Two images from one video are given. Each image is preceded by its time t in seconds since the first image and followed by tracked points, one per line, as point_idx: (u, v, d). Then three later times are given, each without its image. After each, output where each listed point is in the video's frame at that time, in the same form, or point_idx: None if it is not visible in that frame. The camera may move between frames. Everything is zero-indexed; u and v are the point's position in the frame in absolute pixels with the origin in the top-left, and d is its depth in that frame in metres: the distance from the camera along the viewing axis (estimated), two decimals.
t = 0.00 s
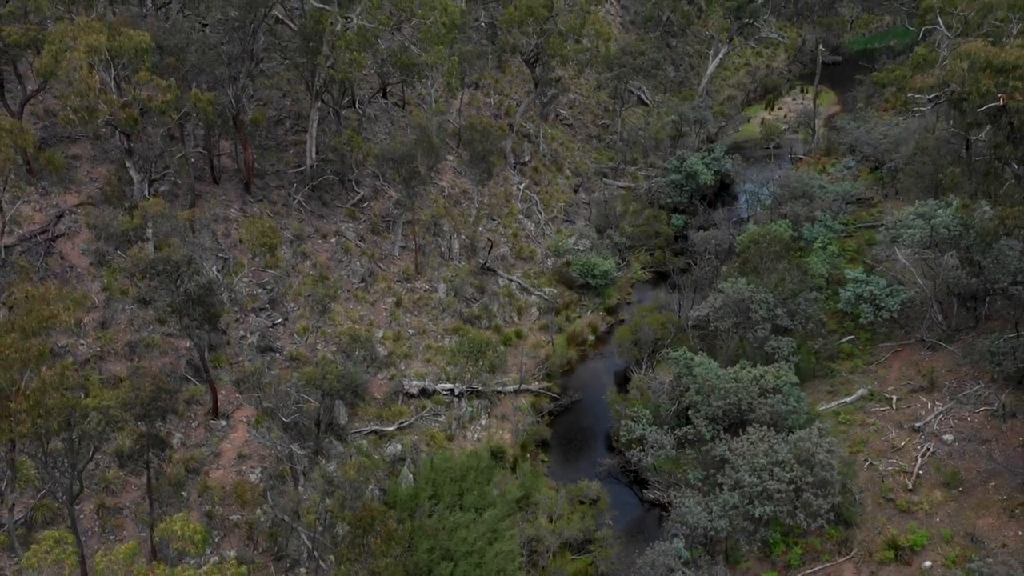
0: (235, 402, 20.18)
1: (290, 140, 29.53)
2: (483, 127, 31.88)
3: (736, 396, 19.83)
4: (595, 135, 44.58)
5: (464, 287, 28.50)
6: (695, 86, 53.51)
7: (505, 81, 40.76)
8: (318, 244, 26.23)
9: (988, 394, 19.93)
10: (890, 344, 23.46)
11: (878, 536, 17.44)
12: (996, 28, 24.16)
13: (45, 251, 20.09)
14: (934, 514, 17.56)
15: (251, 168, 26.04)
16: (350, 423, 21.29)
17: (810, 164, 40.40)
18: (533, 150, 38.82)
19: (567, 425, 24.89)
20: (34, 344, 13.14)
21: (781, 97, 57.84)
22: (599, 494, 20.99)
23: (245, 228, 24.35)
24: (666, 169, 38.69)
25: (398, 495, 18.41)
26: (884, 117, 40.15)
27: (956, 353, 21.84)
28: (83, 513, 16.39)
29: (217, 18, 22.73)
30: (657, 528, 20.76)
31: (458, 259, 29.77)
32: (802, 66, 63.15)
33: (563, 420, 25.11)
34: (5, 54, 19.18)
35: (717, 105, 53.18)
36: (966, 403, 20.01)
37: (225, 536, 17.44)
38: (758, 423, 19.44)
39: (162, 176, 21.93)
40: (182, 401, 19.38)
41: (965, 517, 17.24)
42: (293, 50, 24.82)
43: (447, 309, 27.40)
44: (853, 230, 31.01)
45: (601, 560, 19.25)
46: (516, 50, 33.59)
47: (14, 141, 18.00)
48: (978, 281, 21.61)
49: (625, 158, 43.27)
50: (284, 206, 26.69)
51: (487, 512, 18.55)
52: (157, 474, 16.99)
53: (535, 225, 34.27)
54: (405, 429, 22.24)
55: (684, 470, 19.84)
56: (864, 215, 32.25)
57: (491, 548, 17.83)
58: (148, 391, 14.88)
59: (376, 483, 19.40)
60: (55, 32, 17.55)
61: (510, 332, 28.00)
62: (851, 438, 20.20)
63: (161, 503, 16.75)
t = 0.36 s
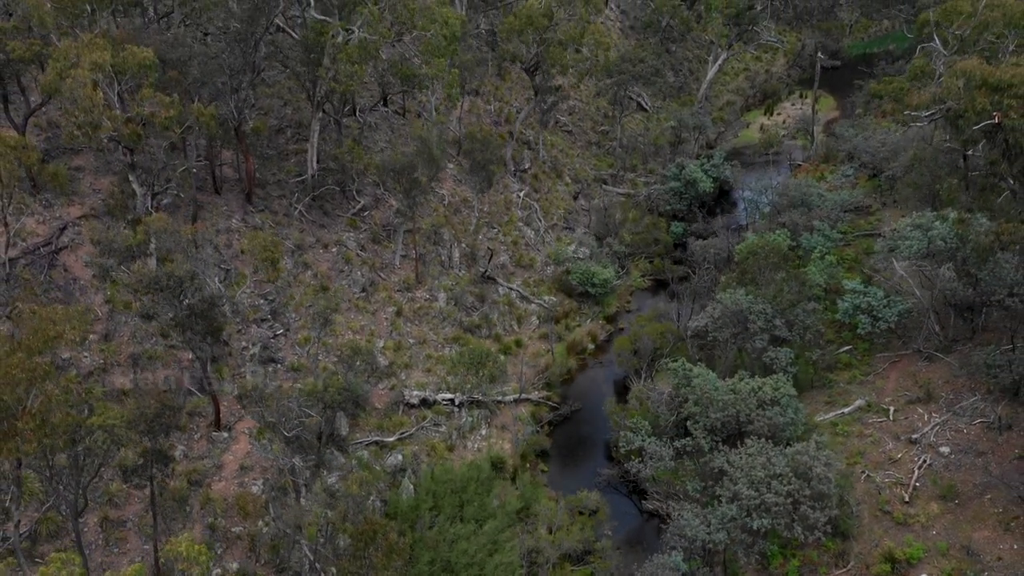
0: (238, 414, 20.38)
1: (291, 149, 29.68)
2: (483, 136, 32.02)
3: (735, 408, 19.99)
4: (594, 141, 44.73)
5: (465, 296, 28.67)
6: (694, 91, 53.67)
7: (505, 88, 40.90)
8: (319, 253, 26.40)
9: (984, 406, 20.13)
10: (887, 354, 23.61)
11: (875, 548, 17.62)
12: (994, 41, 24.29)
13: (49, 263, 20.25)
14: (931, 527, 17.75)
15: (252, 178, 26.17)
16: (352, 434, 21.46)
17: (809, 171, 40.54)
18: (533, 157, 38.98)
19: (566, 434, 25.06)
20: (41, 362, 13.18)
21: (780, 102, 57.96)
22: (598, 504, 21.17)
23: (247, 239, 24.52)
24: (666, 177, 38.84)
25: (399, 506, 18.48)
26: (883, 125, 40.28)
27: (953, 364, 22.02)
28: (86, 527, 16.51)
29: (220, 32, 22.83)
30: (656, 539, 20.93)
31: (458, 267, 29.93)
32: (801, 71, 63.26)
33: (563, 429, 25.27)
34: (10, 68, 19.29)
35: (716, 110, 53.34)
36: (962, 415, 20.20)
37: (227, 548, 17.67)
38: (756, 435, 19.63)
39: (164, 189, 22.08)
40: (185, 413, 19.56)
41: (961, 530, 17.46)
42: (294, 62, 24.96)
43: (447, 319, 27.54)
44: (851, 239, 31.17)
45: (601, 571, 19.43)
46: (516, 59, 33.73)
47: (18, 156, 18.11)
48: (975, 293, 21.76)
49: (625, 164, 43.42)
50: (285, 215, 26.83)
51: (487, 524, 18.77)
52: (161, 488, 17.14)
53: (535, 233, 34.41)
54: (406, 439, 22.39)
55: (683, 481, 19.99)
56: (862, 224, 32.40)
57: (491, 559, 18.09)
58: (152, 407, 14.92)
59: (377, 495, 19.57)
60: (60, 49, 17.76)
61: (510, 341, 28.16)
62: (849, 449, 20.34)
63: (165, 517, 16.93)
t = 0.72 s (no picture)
0: (240, 426, 20.59)
1: (292, 158, 29.84)
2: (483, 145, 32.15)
3: (733, 420, 20.14)
4: (594, 148, 44.89)
5: (465, 305, 28.83)
6: (694, 97, 53.81)
7: (505, 94, 41.04)
8: (321, 263, 26.58)
9: (981, 419, 20.31)
10: (884, 365, 23.80)
11: (872, 561, 17.82)
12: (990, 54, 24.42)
13: (52, 276, 20.44)
14: (927, 539, 17.94)
15: (254, 189, 26.32)
16: (353, 445, 21.63)
17: (808, 178, 40.64)
18: (533, 164, 39.14)
19: (566, 443, 25.22)
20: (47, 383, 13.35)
21: (779, 106, 58.09)
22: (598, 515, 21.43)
23: (249, 251, 24.71)
24: (665, 184, 38.98)
25: (400, 518, 18.93)
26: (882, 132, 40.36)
27: (950, 375, 22.20)
28: (90, 540, 16.68)
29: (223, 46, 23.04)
30: (655, 549, 21.09)
31: (458, 276, 30.08)
32: (800, 75, 63.48)
33: (563, 439, 25.41)
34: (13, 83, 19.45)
35: (716, 115, 53.48)
36: (959, 427, 20.37)
37: (230, 560, 17.75)
38: (754, 447, 19.79)
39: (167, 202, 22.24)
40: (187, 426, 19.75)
41: (957, 542, 17.65)
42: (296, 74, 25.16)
43: (448, 328, 27.69)
44: (849, 247, 31.30)
45: None
46: (516, 67, 33.86)
47: (22, 173, 18.30)
48: (972, 305, 21.91)
49: (624, 171, 43.55)
50: (286, 226, 26.99)
51: (487, 536, 19.07)
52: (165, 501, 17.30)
53: (535, 241, 34.56)
54: (407, 450, 22.54)
55: (682, 493, 20.14)
56: (861, 232, 32.51)
57: (491, 571, 18.31)
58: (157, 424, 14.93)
59: (379, 506, 19.75)
60: (63, 65, 17.88)
61: (510, 350, 28.32)
62: (847, 461, 20.51)
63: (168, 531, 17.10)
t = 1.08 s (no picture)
0: (242, 440, 20.92)
1: (294, 169, 30.00)
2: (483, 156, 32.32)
3: (732, 434, 20.30)
4: (594, 155, 45.08)
5: (465, 316, 29.02)
6: (693, 103, 54.02)
7: (505, 103, 41.23)
8: (322, 275, 26.79)
9: (977, 433, 20.53)
10: (882, 377, 23.97)
11: None
12: (987, 68, 24.54)
13: (56, 291, 20.72)
14: (924, 554, 18.13)
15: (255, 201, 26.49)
16: (354, 458, 21.80)
17: (807, 186, 40.76)
18: (533, 173, 39.34)
19: (566, 454, 25.41)
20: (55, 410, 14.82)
21: (778, 113, 58.27)
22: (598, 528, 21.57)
23: (251, 264, 24.93)
24: (664, 193, 39.16)
25: (401, 530, 19.44)
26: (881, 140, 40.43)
27: (947, 389, 22.41)
28: (95, 556, 16.90)
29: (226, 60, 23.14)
30: (654, 562, 21.25)
31: (459, 286, 30.28)
32: (800, 81, 63.67)
33: (563, 450, 25.55)
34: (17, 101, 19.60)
35: (715, 122, 53.67)
36: (955, 440, 20.56)
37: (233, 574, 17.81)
38: (752, 461, 19.99)
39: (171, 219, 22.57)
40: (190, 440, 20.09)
41: (953, 557, 17.84)
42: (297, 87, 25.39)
43: (448, 338, 27.88)
44: (847, 257, 31.46)
45: None
46: (516, 77, 34.02)
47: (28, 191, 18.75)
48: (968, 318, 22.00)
49: (624, 179, 43.74)
50: (288, 237, 27.18)
51: (487, 550, 19.54)
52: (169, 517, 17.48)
53: (535, 250, 34.73)
54: (408, 462, 22.71)
55: (681, 506, 20.31)
56: (859, 242, 32.67)
57: None
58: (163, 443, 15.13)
59: (380, 519, 19.96)
60: (68, 85, 17.97)
61: (510, 360, 28.50)
62: (844, 474, 20.68)
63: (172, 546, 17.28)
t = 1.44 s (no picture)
0: (245, 456, 21.06)
1: (295, 181, 30.19)
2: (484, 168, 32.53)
3: (730, 450, 20.51)
4: (594, 164, 45.30)
5: (466, 328, 29.23)
6: (692, 111, 54.23)
7: (505, 112, 41.43)
8: (324, 288, 26.98)
9: (973, 449, 20.81)
10: (879, 391, 24.19)
11: None
12: (982, 86, 24.79)
13: (61, 308, 20.91)
14: (920, 571, 18.34)
15: (258, 216, 26.71)
16: (356, 473, 22.02)
17: (806, 196, 40.97)
18: (533, 182, 39.56)
19: (566, 467, 25.65)
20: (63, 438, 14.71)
21: (777, 119, 58.55)
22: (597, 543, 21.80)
23: (253, 278, 25.13)
24: (664, 203, 39.38)
25: (402, 546, 19.65)
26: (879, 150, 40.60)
27: (943, 404, 22.64)
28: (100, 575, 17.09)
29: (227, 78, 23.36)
30: None
31: (459, 297, 30.47)
32: (798, 86, 63.89)
33: (563, 463, 25.76)
34: (23, 120, 19.74)
35: (714, 129, 53.87)
36: (952, 456, 20.80)
37: None
38: (750, 477, 20.19)
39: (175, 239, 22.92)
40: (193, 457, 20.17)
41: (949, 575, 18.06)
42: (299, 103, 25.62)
43: (449, 351, 28.08)
44: (845, 268, 31.68)
45: None
46: (516, 89, 34.23)
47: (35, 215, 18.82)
48: (963, 333, 22.09)
49: (623, 187, 43.94)
50: (289, 251, 27.41)
51: (488, 567, 19.90)
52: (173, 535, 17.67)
53: (535, 260, 34.93)
54: (409, 477, 22.91)
55: (680, 522, 20.50)
56: (856, 253, 32.89)
57: None
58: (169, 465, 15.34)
59: (382, 534, 20.18)
60: (73, 107, 18.03)
61: (510, 372, 28.72)
62: (841, 490, 20.89)
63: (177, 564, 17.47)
